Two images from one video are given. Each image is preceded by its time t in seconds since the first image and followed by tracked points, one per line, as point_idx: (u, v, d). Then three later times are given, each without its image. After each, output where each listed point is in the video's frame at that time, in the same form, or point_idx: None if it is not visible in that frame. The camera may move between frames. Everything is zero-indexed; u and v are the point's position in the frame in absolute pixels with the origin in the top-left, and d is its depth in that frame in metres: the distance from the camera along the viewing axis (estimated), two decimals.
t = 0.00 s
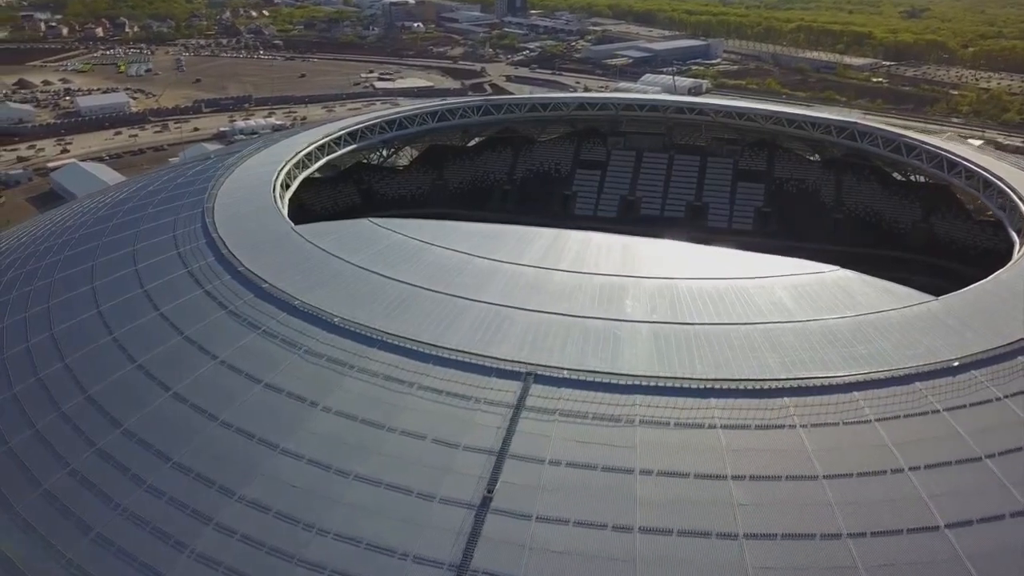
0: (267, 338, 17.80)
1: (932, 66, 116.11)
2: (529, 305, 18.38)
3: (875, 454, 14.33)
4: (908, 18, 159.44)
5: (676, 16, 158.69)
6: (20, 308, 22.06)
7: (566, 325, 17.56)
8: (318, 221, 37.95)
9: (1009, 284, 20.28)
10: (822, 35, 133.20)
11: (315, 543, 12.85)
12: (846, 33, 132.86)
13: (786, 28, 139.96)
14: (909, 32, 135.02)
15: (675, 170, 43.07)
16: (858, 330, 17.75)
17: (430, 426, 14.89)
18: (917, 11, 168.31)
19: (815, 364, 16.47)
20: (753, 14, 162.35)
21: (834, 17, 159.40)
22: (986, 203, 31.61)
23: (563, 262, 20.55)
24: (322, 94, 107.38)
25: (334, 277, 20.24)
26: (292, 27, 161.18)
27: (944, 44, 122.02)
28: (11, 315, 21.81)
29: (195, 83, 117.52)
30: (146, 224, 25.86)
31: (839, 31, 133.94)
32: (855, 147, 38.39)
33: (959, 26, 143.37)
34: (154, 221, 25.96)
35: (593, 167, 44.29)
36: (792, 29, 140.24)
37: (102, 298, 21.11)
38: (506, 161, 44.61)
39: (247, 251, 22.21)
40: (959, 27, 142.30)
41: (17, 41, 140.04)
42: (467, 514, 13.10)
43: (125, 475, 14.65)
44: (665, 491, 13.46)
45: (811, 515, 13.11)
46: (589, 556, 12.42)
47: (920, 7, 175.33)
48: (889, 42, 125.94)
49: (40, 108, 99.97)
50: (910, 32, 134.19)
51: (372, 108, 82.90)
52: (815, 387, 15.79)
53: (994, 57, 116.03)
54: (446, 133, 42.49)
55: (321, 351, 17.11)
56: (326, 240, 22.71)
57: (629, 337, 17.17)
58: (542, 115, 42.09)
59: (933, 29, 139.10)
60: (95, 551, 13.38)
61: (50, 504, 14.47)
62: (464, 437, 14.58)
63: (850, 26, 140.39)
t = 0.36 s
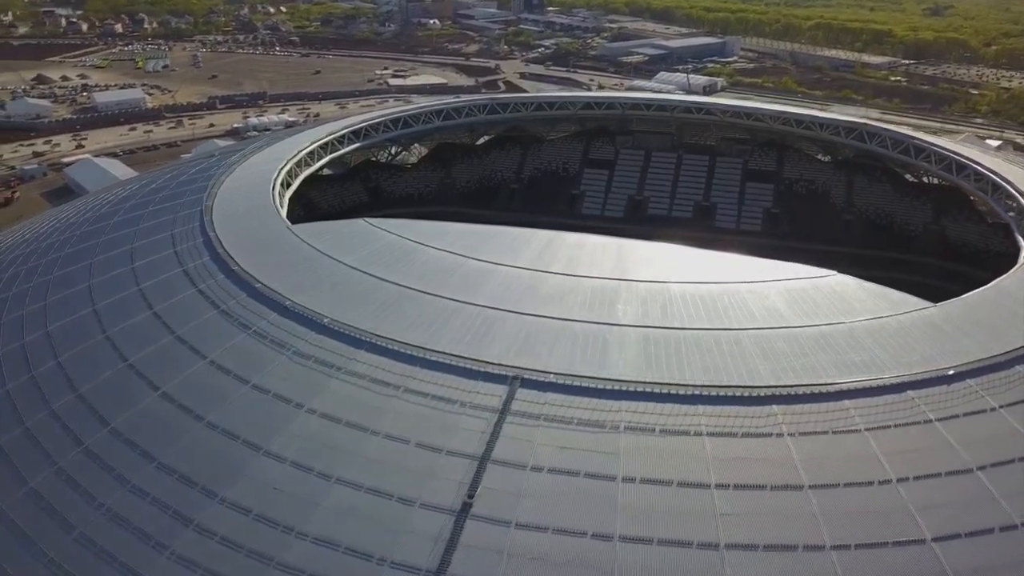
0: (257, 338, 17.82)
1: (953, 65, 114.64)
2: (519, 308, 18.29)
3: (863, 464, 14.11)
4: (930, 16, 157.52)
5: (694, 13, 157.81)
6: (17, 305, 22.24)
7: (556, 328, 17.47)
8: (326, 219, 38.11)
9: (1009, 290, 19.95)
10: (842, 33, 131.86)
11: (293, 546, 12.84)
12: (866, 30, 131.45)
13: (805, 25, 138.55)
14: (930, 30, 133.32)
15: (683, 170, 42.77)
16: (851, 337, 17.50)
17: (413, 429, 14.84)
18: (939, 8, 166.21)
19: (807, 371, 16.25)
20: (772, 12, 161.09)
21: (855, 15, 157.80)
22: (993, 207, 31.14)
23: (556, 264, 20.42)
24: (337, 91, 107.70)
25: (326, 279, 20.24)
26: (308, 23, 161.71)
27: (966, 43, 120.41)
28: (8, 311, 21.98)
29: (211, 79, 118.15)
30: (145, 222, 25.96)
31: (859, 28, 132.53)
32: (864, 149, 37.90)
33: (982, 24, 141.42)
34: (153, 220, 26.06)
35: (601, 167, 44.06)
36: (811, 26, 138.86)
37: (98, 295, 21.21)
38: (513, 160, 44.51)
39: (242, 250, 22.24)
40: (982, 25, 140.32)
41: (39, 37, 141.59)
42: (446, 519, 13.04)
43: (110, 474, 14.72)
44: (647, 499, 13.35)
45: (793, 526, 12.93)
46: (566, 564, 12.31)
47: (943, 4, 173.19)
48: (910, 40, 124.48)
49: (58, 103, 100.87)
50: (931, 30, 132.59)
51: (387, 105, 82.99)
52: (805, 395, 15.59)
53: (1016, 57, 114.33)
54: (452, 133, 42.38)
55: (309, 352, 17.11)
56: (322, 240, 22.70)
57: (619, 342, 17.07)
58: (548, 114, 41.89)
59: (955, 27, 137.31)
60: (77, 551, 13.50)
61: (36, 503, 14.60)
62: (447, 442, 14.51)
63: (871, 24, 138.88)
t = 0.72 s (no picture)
0: (248, 338, 17.84)
1: (976, 64, 112.88)
2: (511, 311, 18.19)
3: (853, 475, 13.90)
4: (954, 14, 155.20)
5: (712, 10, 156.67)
6: (18, 302, 22.44)
7: (547, 332, 17.35)
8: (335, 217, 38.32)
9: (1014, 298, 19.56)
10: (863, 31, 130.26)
11: (273, 548, 12.85)
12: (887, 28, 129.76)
13: (826, 23, 137.01)
14: (954, 29, 131.34)
15: (693, 170, 42.37)
16: (848, 345, 17.24)
17: (399, 433, 14.79)
18: (964, 6, 163.75)
19: (800, 379, 16.03)
20: (792, 9, 159.52)
21: (877, 13, 155.81)
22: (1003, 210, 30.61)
23: (552, 266, 20.30)
24: (352, 88, 108.02)
25: (320, 279, 20.25)
26: (326, 20, 162.30)
27: (989, 42, 118.51)
28: (8, 308, 22.19)
29: (228, 75, 118.99)
30: (147, 220, 26.09)
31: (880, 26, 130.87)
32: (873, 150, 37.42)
33: (1008, 23, 139.03)
34: (155, 218, 26.19)
35: (610, 166, 43.69)
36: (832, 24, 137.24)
37: (95, 293, 21.35)
38: (522, 159, 44.25)
39: (239, 250, 22.31)
40: (1008, 24, 137.89)
41: (61, 33, 143.29)
42: (427, 525, 12.98)
43: (97, 474, 14.80)
44: (630, 507, 13.22)
45: (777, 536, 12.76)
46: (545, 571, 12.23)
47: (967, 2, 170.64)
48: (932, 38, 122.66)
49: (77, 99, 102.02)
50: (954, 29, 130.61)
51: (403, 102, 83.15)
52: (795, 403, 15.39)
53: None
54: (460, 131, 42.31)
55: (299, 354, 17.10)
56: (319, 240, 22.71)
57: (610, 346, 16.94)
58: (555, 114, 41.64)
59: (980, 26, 135.13)
60: (61, 550, 13.61)
61: (24, 501, 14.72)
62: (432, 446, 14.45)
63: (892, 23, 137.13)
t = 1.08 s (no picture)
0: (241, 337, 17.89)
1: (1002, 64, 110.88)
2: (503, 314, 18.09)
3: (842, 485, 13.67)
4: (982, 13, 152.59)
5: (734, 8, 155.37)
6: (21, 297, 22.72)
7: (539, 336, 17.24)
8: (346, 215, 38.62)
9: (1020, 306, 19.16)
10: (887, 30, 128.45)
11: (255, 549, 12.88)
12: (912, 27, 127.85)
13: (849, 21, 135.31)
14: (981, 28, 129.08)
15: (706, 170, 41.85)
16: (844, 352, 16.98)
17: (385, 435, 14.76)
18: (993, 5, 160.94)
19: (792, 386, 15.80)
20: (816, 7, 157.71)
21: (903, 11, 153.61)
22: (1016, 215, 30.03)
23: (548, 269, 20.17)
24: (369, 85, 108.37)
25: (316, 279, 20.27)
26: (346, 17, 162.96)
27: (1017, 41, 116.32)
28: (11, 304, 22.47)
29: (248, 71, 119.90)
30: (151, 217, 26.28)
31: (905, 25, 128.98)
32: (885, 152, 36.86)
33: None
34: (158, 215, 26.37)
35: (621, 166, 43.25)
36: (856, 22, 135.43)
37: (95, 290, 21.54)
38: (533, 158, 43.81)
39: (238, 248, 22.40)
40: None
41: (86, 29, 145.10)
42: (408, 529, 12.94)
43: (86, 471, 14.94)
44: (614, 515, 13.09)
45: (762, 547, 12.57)
46: None
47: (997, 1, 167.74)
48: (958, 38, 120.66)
49: (99, 94, 103.28)
50: (981, 28, 128.36)
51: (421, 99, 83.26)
52: (786, 411, 15.18)
53: None
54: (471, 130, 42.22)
55: (291, 354, 17.12)
56: (318, 239, 22.74)
57: (601, 351, 16.81)
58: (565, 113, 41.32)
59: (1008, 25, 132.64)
60: (47, 548, 13.76)
61: (15, 498, 14.91)
62: (418, 449, 14.40)
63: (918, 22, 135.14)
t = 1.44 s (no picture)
0: (234, 336, 17.96)
1: None
2: (495, 315, 18.02)
3: (830, 495, 13.48)
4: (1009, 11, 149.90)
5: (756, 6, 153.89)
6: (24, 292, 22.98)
7: (531, 338, 17.15)
8: (355, 212, 38.87)
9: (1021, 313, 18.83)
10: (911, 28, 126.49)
11: (237, 549, 12.92)
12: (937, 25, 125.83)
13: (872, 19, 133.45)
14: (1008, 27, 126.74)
15: (718, 170, 41.49)
16: (839, 359, 16.74)
17: (372, 436, 14.76)
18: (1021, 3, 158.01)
19: (783, 394, 15.59)
20: (839, 5, 155.77)
21: (928, 9, 151.25)
22: None
23: (543, 270, 20.07)
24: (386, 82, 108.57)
25: (312, 279, 20.31)
26: (365, 14, 163.45)
27: None
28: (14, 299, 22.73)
29: (266, 67, 120.57)
30: (155, 214, 26.47)
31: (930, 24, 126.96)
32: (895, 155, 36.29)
33: None
34: (162, 212, 26.55)
35: (632, 165, 42.92)
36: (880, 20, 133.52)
37: (95, 286, 21.73)
38: (544, 157, 43.82)
39: (237, 247, 22.51)
40: None
41: (109, 25, 146.70)
42: (390, 531, 12.93)
43: (77, 468, 15.08)
44: (598, 521, 12.98)
45: (745, 556, 12.43)
46: None
47: None
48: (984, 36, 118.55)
49: (119, 90, 104.33)
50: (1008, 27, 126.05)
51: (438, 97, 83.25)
52: (775, 419, 15.00)
53: None
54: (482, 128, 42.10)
55: (283, 353, 17.16)
56: (317, 238, 22.78)
57: (592, 354, 16.71)
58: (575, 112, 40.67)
59: None
60: (35, 544, 13.92)
61: (8, 493, 15.10)
62: (403, 451, 14.38)
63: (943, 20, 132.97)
